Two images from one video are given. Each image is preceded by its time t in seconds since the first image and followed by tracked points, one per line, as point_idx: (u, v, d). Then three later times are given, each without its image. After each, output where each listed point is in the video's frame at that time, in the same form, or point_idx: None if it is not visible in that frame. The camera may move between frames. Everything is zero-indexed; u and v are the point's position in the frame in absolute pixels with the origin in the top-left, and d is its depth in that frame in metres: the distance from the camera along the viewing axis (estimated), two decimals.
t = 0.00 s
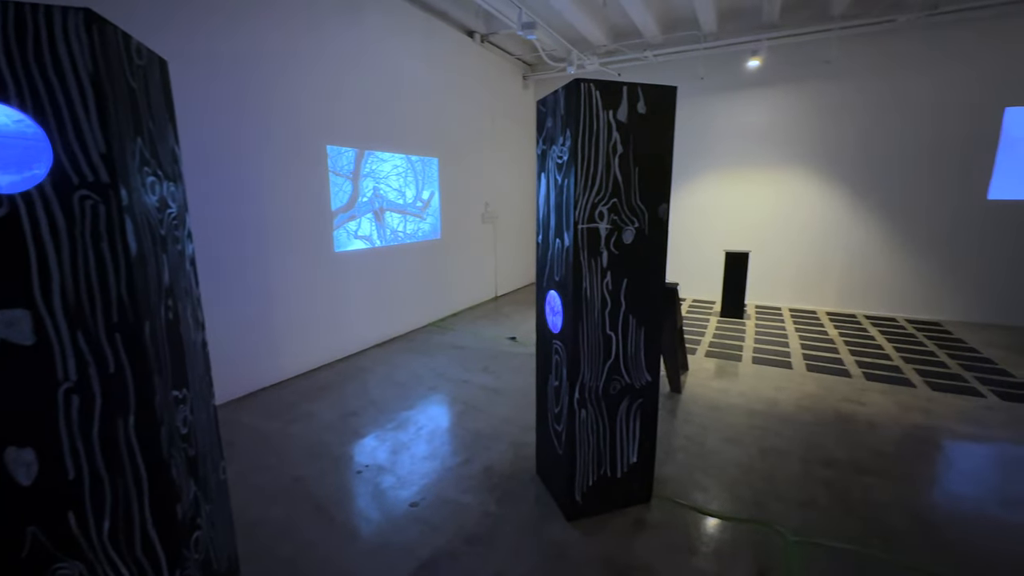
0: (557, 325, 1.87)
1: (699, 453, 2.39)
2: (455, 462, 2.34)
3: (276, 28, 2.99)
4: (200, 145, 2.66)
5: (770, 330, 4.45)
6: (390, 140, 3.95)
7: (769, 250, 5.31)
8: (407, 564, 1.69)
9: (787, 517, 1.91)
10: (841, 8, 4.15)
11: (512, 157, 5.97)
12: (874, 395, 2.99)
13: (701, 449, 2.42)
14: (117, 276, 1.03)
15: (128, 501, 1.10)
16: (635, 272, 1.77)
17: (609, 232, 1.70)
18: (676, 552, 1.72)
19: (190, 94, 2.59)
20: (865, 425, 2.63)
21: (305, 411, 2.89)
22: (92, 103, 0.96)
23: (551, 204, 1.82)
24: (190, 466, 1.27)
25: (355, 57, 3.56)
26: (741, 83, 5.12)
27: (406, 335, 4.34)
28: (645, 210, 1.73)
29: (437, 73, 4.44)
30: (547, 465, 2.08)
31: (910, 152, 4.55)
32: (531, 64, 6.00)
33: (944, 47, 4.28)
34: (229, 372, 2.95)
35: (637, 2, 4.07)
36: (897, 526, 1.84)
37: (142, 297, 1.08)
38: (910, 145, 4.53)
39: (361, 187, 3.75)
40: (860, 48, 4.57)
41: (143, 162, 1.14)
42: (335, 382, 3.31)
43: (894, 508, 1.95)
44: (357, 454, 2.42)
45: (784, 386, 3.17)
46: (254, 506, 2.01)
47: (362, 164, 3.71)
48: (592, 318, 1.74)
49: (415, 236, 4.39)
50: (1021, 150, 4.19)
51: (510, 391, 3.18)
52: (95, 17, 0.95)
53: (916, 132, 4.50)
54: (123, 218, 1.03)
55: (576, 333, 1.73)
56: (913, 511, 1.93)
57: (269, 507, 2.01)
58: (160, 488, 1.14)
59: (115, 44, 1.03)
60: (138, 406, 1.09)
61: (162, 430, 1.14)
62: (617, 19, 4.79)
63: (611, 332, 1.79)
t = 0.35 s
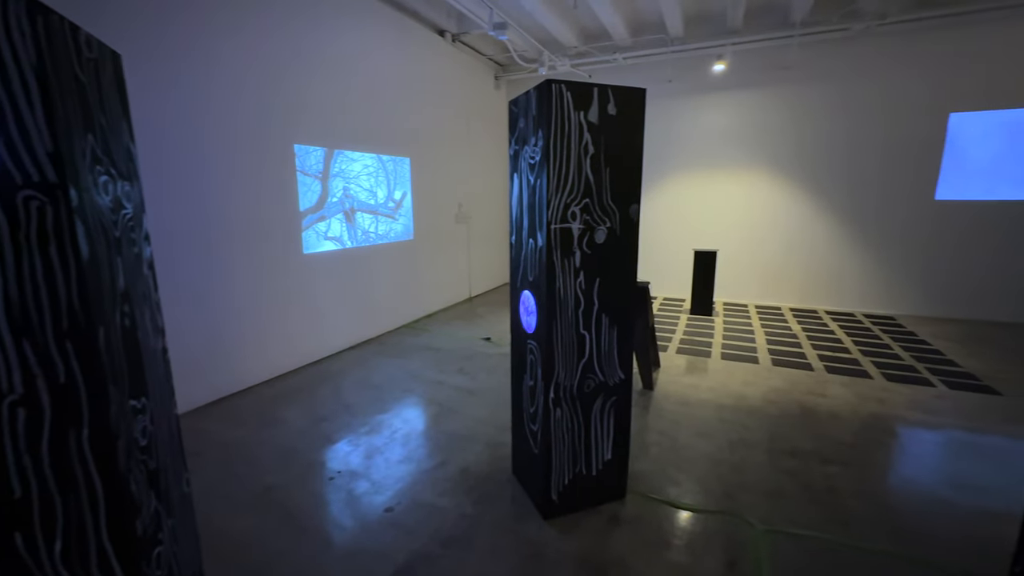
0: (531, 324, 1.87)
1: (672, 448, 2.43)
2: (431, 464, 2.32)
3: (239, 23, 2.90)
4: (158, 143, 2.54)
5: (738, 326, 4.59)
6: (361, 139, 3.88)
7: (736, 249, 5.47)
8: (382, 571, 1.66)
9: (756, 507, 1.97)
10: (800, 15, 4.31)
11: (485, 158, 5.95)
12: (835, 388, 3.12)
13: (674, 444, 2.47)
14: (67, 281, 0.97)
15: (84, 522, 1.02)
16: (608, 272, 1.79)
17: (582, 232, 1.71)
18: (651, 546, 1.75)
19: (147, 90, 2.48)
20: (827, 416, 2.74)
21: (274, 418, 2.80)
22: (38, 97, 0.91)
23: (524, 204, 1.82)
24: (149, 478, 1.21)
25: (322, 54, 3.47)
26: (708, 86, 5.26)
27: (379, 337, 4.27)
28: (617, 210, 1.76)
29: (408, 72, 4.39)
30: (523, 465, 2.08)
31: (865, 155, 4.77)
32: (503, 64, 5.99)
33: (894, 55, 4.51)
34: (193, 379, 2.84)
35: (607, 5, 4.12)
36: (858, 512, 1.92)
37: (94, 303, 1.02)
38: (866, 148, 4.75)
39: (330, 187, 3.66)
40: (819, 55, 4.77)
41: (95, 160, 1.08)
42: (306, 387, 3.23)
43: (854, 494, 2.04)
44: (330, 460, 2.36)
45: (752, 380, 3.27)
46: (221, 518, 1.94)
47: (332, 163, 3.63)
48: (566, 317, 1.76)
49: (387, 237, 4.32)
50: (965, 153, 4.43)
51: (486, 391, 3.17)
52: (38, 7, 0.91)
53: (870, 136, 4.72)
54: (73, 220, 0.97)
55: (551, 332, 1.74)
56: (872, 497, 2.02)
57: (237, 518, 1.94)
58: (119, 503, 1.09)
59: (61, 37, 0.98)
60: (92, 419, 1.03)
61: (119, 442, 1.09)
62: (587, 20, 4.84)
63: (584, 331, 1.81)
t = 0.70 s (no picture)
0: (502, 325, 1.87)
1: (642, 443, 2.48)
2: (402, 468, 2.29)
3: (194, 15, 2.78)
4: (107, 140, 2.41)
5: (703, 323, 4.73)
6: (325, 138, 3.79)
7: (700, 247, 5.63)
8: None
9: (721, 498, 2.03)
10: (758, 22, 4.47)
11: (454, 157, 5.91)
12: (794, 380, 3.26)
13: (643, 440, 2.52)
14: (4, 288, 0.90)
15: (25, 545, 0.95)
16: (577, 272, 1.81)
17: (551, 232, 1.72)
18: (622, 542, 1.78)
19: (93, 84, 2.35)
20: (787, 408, 2.85)
21: (236, 426, 2.70)
22: None
23: (493, 205, 1.81)
24: (99, 495, 1.15)
25: (284, 50, 3.37)
26: (672, 89, 5.39)
27: (347, 340, 4.18)
28: (585, 210, 1.77)
29: (374, 70, 4.31)
30: (496, 466, 2.08)
31: (819, 157, 4.99)
32: (471, 63, 5.96)
33: (845, 62, 4.74)
34: (148, 388, 2.71)
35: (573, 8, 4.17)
36: (817, 499, 2.02)
37: (35, 311, 0.95)
38: (820, 150, 4.98)
39: (294, 187, 3.55)
40: (775, 60, 4.96)
41: (33, 158, 1.01)
42: (270, 393, 3.12)
43: (813, 482, 2.13)
44: (297, 468, 2.29)
45: (717, 375, 3.37)
46: (180, 533, 1.85)
47: (296, 163, 3.53)
48: (537, 317, 1.76)
49: (354, 238, 4.24)
50: (908, 156, 4.71)
51: (457, 393, 3.15)
52: None
53: (824, 139, 4.95)
54: (9, 223, 0.90)
55: (522, 332, 1.74)
56: (829, 483, 2.12)
57: (197, 532, 1.86)
58: (66, 523, 1.02)
59: None
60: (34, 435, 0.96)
61: (64, 458, 1.02)
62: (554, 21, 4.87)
63: (555, 330, 1.82)
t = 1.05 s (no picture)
0: (476, 325, 1.86)
1: (616, 440, 2.51)
2: (376, 473, 2.25)
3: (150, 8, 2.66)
4: (55, 139, 2.28)
5: (673, 320, 4.83)
6: (292, 137, 3.69)
7: (670, 246, 5.75)
8: None
9: (693, 491, 2.08)
10: (722, 28, 4.60)
11: (426, 157, 5.85)
12: (761, 374, 3.37)
13: (617, 436, 2.55)
14: None
15: None
16: (550, 271, 1.82)
17: (524, 232, 1.72)
18: (598, 538, 1.80)
19: (40, 79, 2.22)
20: (754, 401, 2.95)
21: (201, 435, 2.60)
22: None
23: (465, 205, 1.80)
24: (48, 514, 1.08)
25: (246, 45, 3.26)
26: (641, 92, 5.50)
27: (317, 344, 4.08)
28: (558, 210, 1.78)
29: (342, 67, 4.22)
30: (472, 468, 2.07)
31: (781, 159, 5.18)
32: (441, 63, 5.91)
33: (804, 68, 4.93)
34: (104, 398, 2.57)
35: (543, 9, 4.19)
36: (782, 489, 2.09)
37: None
38: (782, 152, 5.16)
39: (259, 186, 3.44)
40: (739, 65, 5.12)
41: None
42: (237, 400, 3.02)
43: (779, 472, 2.21)
44: (266, 476, 2.22)
45: (687, 371, 3.45)
46: (141, 548, 1.77)
47: (261, 162, 3.41)
48: (511, 317, 1.76)
49: (324, 239, 4.14)
50: (863, 159, 4.93)
51: (432, 395, 3.13)
52: None
53: (785, 141, 5.13)
54: None
55: (496, 333, 1.74)
56: (794, 473, 2.20)
57: (159, 547, 1.78)
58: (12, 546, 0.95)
59: None
60: None
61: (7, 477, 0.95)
62: (524, 21, 4.89)
63: (529, 330, 1.82)
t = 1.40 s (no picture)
0: (447, 327, 1.84)
1: (588, 438, 2.54)
2: (346, 480, 2.19)
3: None
4: None
5: (642, 318, 4.93)
6: (253, 135, 3.56)
7: (639, 246, 5.86)
8: None
9: (663, 486, 2.12)
10: (685, 33, 4.72)
11: (394, 157, 5.77)
12: (726, 369, 3.48)
13: (589, 434, 2.58)
14: None
15: None
16: (521, 271, 1.82)
17: (494, 232, 1.72)
18: (572, 536, 1.81)
19: None
20: (719, 396, 3.04)
21: (158, 447, 2.47)
22: None
23: (434, 205, 1.78)
24: None
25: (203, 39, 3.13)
26: (608, 94, 5.58)
27: (283, 349, 3.96)
28: (528, 210, 1.79)
29: (306, 64, 4.11)
30: (445, 471, 2.05)
31: (742, 161, 5.36)
32: (409, 61, 5.83)
33: (762, 73, 5.12)
34: (49, 412, 2.42)
35: (511, 9, 4.19)
36: (747, 479, 2.16)
37: None
38: (743, 154, 5.34)
39: (219, 186, 3.30)
40: (701, 69, 5.26)
41: None
42: (197, 409, 2.89)
43: (744, 463, 2.29)
44: (229, 488, 2.14)
45: (656, 368, 3.53)
46: (92, 569, 1.67)
47: (220, 161, 3.28)
48: (482, 318, 1.75)
49: (288, 241, 4.02)
50: (818, 160, 5.16)
51: (403, 398, 3.08)
52: None
53: (746, 144, 5.32)
54: None
55: (467, 334, 1.73)
56: (757, 463, 2.28)
57: (112, 568, 1.68)
58: None
59: None
60: None
61: None
62: (492, 21, 4.89)
63: (500, 330, 1.82)
